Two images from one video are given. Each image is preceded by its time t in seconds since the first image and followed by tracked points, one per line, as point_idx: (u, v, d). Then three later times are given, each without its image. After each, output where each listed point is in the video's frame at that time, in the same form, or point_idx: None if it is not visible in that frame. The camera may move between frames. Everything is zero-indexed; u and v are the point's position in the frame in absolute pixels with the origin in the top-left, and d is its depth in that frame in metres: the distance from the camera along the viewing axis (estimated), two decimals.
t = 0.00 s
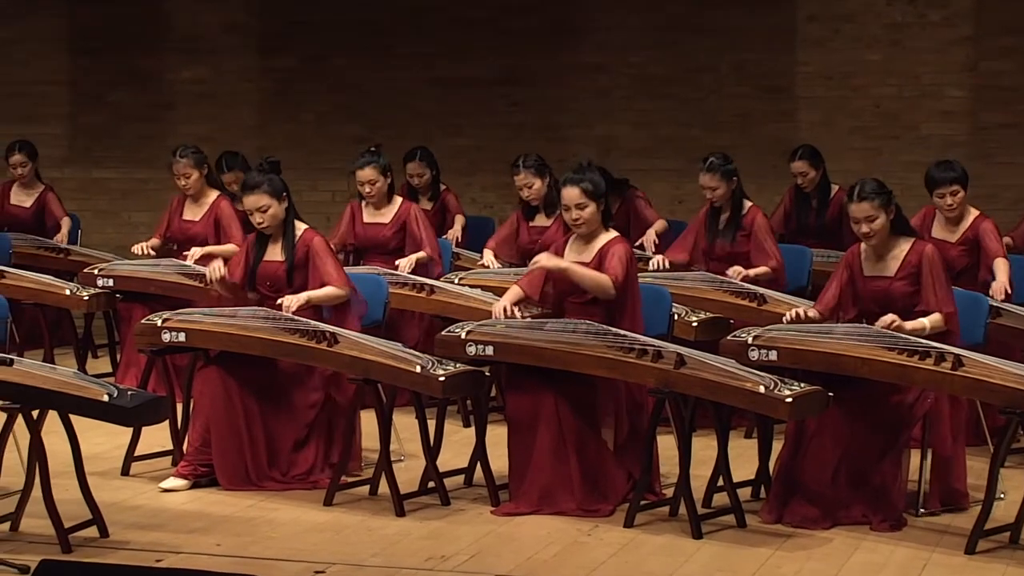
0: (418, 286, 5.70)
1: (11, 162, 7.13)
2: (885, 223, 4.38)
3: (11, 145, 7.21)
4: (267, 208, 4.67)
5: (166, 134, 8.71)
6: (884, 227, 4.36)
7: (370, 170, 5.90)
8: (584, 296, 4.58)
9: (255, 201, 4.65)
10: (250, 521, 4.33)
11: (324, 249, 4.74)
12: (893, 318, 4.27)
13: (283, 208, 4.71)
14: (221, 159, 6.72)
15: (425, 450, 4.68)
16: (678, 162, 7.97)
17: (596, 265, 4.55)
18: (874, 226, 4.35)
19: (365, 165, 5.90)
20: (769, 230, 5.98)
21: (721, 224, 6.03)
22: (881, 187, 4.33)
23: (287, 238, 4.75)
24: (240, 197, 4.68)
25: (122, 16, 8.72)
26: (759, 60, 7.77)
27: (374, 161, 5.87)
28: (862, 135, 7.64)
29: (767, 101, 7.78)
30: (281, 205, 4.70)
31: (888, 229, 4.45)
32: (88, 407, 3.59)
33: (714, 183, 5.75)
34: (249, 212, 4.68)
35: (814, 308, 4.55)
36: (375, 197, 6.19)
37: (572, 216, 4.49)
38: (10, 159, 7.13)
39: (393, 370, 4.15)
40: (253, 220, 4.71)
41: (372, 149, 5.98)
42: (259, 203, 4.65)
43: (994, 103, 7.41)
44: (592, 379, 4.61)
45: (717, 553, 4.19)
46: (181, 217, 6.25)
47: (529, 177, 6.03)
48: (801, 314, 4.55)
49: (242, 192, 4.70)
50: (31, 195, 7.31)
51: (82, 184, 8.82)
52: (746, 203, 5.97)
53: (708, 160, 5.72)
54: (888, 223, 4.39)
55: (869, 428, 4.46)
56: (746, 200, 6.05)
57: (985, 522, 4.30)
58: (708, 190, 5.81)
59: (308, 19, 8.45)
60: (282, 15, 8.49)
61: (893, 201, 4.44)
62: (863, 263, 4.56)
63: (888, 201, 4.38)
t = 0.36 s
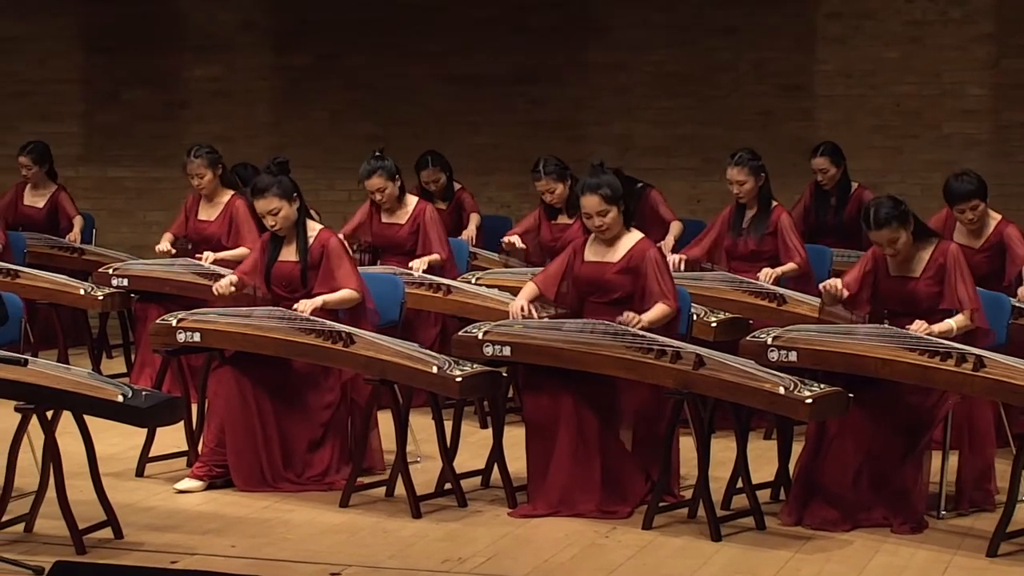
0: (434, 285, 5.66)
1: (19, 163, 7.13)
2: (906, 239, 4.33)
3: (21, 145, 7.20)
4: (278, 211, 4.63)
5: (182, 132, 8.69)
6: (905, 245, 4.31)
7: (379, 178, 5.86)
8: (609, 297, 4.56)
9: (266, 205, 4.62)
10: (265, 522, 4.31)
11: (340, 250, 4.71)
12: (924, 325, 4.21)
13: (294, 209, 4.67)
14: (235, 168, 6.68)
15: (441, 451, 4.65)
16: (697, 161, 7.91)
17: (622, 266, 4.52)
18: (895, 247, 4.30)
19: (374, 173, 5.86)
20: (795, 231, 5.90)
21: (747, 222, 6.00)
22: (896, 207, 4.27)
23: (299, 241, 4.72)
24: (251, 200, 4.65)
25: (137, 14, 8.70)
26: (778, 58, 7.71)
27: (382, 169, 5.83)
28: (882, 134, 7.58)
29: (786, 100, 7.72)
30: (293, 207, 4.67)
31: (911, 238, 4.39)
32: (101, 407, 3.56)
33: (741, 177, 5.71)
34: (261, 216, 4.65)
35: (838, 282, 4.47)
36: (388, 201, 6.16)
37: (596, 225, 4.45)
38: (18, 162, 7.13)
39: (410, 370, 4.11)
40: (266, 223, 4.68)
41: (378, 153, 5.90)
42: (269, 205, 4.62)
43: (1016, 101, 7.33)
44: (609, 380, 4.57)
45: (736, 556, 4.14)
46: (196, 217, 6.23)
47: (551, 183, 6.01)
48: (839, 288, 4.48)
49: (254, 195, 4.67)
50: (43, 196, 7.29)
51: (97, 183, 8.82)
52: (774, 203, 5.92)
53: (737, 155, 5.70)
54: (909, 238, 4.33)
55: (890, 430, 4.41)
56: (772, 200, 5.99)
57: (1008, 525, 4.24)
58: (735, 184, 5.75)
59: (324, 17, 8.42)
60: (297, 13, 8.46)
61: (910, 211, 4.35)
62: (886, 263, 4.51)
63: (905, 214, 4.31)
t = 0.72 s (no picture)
0: (451, 285, 5.63)
1: (35, 160, 7.12)
2: (930, 238, 4.28)
3: (37, 143, 7.19)
4: (298, 204, 4.60)
5: (198, 131, 8.67)
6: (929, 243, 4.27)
7: (394, 182, 5.79)
8: (629, 297, 4.51)
9: (286, 196, 4.59)
10: (281, 523, 4.28)
11: (356, 249, 4.68)
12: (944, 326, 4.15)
13: (314, 206, 4.65)
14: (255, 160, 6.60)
15: (458, 452, 4.61)
16: (716, 160, 7.86)
17: (642, 267, 4.48)
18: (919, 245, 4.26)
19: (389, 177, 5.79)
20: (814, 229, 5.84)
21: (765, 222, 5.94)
22: (921, 205, 4.23)
23: (317, 239, 4.69)
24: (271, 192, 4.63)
25: (153, 12, 8.68)
26: (798, 56, 7.65)
27: (397, 174, 5.76)
28: (903, 133, 7.51)
29: (806, 98, 7.66)
30: (313, 203, 4.64)
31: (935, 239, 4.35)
32: (116, 408, 3.53)
33: (754, 183, 5.67)
34: (279, 207, 4.62)
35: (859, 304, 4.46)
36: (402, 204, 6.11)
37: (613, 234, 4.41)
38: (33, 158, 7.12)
39: (426, 371, 4.08)
40: (284, 215, 4.64)
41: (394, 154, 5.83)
42: (289, 197, 4.59)
43: None
44: (628, 381, 4.52)
45: (755, 558, 4.10)
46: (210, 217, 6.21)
47: (568, 188, 5.97)
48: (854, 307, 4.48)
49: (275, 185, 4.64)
50: (57, 194, 7.29)
51: (112, 182, 8.82)
52: (792, 203, 5.85)
53: (748, 161, 5.64)
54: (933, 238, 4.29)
55: (912, 432, 4.35)
56: (789, 200, 5.93)
57: None
58: (748, 190, 5.73)
59: (342, 15, 8.40)
60: (314, 12, 8.43)
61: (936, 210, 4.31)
62: (909, 268, 4.46)
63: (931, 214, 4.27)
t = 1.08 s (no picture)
0: (469, 285, 5.59)
1: (50, 155, 7.08)
2: (949, 236, 4.23)
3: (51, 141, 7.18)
4: (307, 200, 4.58)
5: (213, 130, 8.64)
6: (946, 240, 4.22)
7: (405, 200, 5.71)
8: (647, 298, 4.47)
9: (296, 192, 4.57)
10: (298, 524, 4.25)
11: (375, 245, 4.65)
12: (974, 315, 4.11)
13: (325, 202, 4.61)
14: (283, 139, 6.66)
15: (476, 453, 4.57)
16: (736, 159, 7.80)
17: (662, 265, 4.43)
18: (936, 240, 4.21)
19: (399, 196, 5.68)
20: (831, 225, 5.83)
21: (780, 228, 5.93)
22: (946, 200, 4.17)
23: (333, 237, 4.66)
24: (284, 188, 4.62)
25: (169, 10, 8.66)
26: (818, 54, 7.59)
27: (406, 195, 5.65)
28: (925, 131, 7.44)
29: (827, 97, 7.60)
30: (324, 199, 4.61)
31: (957, 236, 4.28)
32: (131, 408, 3.51)
33: (764, 193, 5.67)
34: (290, 203, 4.61)
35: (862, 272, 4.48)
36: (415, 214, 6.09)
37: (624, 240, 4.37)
38: (48, 154, 7.08)
39: (443, 371, 4.05)
40: (297, 212, 4.64)
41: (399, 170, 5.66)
42: (298, 194, 4.58)
43: None
44: (646, 382, 4.48)
45: (775, 561, 4.04)
46: (223, 219, 6.20)
47: (580, 185, 5.92)
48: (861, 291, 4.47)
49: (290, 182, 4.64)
50: (71, 192, 7.28)
51: (128, 181, 8.81)
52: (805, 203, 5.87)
53: (756, 171, 5.64)
54: (953, 236, 4.23)
55: (934, 434, 4.30)
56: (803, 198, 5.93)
57: None
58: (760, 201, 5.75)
59: (359, 14, 8.37)
60: (331, 10, 8.40)
61: (963, 206, 4.25)
62: (932, 264, 4.42)
63: (955, 211, 4.20)
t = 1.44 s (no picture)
0: (487, 285, 5.56)
1: (64, 152, 7.07)
2: (975, 234, 4.18)
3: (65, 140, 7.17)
4: (327, 206, 4.55)
5: (229, 129, 8.62)
6: (972, 238, 4.17)
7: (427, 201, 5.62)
8: (663, 298, 4.43)
9: (316, 196, 4.53)
10: (314, 526, 4.22)
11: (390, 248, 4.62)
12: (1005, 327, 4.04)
13: (344, 208, 4.59)
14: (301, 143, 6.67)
15: (493, 454, 4.54)
16: (754, 158, 7.75)
17: (678, 265, 4.39)
18: (961, 236, 4.17)
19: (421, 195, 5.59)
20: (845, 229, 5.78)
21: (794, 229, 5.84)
22: (976, 197, 4.12)
23: (349, 239, 4.63)
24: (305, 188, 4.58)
25: (183, 9, 8.63)
26: (838, 52, 7.53)
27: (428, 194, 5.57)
28: (946, 130, 7.39)
29: (846, 95, 7.54)
30: (343, 205, 4.58)
31: (985, 236, 4.24)
32: (146, 409, 3.48)
33: (777, 194, 5.55)
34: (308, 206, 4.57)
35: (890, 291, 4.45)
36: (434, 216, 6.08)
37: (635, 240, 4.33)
38: (63, 150, 7.06)
39: (461, 372, 4.01)
40: (315, 213, 4.60)
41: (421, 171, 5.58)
42: (318, 198, 4.54)
43: None
44: (665, 383, 4.44)
45: (794, 563, 4.00)
46: (238, 220, 6.18)
47: (595, 177, 5.75)
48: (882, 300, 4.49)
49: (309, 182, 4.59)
50: (87, 190, 7.27)
51: (143, 180, 8.79)
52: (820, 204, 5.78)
53: (770, 173, 5.49)
54: (980, 234, 4.19)
55: (956, 436, 4.25)
56: (817, 197, 5.85)
57: None
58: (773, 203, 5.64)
59: (374, 12, 8.33)
60: (346, 9, 8.37)
61: (994, 205, 4.19)
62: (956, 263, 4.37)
63: (984, 210, 4.16)
